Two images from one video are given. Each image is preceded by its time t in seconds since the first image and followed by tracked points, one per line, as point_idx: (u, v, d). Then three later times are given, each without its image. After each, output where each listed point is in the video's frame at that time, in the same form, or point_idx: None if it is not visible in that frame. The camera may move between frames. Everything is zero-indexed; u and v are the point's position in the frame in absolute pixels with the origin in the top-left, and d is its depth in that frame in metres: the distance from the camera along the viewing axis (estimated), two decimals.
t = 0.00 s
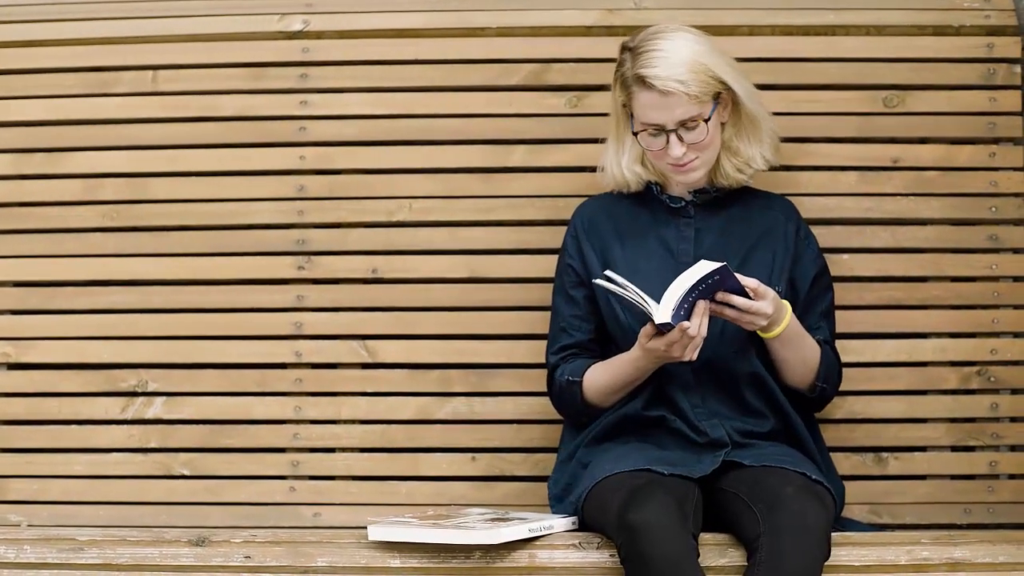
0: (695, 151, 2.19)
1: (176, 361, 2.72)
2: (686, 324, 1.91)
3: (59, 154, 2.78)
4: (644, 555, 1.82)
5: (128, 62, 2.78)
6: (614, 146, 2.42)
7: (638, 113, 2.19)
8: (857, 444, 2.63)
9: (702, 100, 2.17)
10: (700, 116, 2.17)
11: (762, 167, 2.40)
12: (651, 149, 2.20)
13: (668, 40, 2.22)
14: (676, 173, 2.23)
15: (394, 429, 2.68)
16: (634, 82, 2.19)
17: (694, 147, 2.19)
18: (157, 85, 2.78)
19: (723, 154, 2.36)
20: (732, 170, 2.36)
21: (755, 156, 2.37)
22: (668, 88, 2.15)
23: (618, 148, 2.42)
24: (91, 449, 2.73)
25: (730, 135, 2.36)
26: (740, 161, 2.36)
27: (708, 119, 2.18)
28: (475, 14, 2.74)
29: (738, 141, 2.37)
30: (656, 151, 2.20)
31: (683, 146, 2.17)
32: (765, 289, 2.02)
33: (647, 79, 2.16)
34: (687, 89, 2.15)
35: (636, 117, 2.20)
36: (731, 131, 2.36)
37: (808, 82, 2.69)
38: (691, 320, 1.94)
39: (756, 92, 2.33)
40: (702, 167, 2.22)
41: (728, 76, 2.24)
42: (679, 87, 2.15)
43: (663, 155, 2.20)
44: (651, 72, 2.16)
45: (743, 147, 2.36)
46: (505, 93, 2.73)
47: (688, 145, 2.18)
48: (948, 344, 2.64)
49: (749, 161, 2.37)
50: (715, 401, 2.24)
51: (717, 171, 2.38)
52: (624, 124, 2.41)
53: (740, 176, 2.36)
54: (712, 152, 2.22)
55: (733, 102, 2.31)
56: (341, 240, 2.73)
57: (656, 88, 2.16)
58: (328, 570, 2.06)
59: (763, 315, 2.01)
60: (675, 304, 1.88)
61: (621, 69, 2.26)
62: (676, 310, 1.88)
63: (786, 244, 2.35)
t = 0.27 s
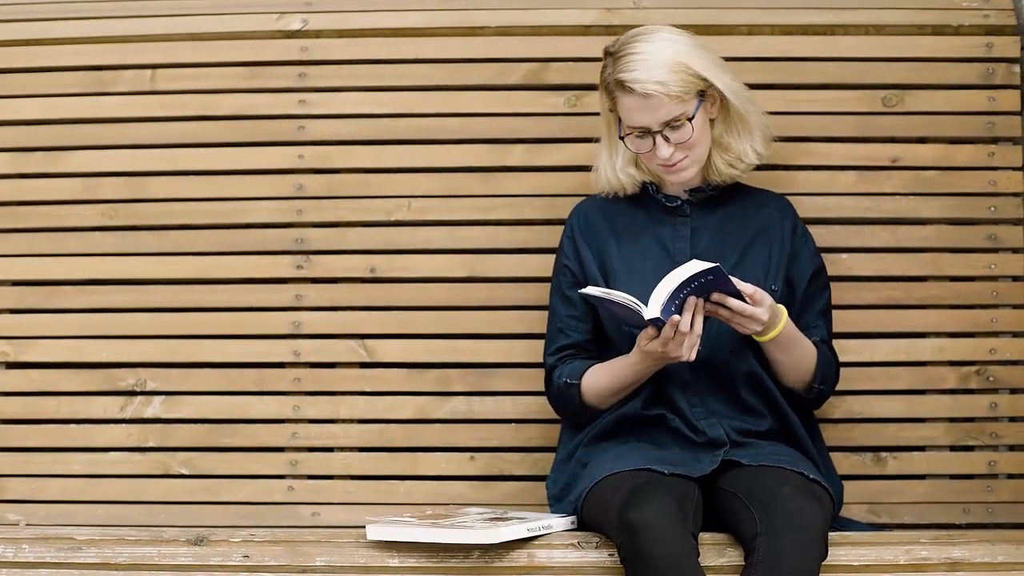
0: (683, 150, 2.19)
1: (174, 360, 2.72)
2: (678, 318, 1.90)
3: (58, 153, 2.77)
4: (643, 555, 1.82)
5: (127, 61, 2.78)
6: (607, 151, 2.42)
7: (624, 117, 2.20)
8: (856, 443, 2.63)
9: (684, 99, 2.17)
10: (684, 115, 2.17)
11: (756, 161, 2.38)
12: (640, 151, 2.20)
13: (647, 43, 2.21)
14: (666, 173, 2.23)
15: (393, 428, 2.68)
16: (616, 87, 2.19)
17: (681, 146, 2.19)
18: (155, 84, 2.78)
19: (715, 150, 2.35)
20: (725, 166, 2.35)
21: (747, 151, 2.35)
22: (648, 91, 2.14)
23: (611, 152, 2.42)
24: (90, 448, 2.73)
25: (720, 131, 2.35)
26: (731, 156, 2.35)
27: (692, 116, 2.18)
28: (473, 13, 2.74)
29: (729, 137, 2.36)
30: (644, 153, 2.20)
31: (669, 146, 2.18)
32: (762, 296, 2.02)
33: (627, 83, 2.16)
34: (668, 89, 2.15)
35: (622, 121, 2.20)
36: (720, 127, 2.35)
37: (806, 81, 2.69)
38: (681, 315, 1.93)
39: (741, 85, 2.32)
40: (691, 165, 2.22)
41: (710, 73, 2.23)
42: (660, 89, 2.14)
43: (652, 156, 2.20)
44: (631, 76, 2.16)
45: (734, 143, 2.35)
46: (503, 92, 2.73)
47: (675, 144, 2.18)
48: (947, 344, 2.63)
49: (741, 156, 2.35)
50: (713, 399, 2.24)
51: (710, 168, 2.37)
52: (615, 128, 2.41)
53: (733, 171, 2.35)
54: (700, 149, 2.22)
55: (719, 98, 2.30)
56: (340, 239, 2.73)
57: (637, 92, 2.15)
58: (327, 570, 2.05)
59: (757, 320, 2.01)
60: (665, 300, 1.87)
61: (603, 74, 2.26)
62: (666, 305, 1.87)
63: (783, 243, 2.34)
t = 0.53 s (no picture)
0: (683, 149, 2.19)
1: (177, 360, 2.72)
2: (678, 313, 1.91)
3: (60, 153, 2.77)
4: (645, 555, 1.82)
5: (129, 62, 2.78)
6: (609, 151, 2.41)
7: (624, 117, 2.20)
8: (858, 443, 2.63)
9: (684, 99, 2.17)
10: (684, 115, 2.17)
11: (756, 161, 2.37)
12: (640, 150, 2.20)
13: (647, 42, 2.21)
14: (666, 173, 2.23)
15: (396, 429, 2.68)
16: (615, 87, 2.19)
17: (681, 145, 2.19)
18: (158, 85, 2.78)
19: (715, 150, 2.34)
20: (725, 166, 2.34)
21: (747, 151, 2.35)
22: (648, 90, 2.14)
23: (612, 152, 2.41)
24: (93, 448, 2.73)
25: (721, 132, 2.34)
26: (731, 156, 2.34)
27: (692, 116, 2.18)
28: (476, 14, 2.74)
29: (729, 137, 2.35)
30: (644, 152, 2.20)
31: (669, 145, 2.17)
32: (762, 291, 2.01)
33: (627, 82, 2.16)
34: (668, 89, 2.15)
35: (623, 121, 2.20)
36: (721, 127, 2.34)
37: (809, 81, 2.69)
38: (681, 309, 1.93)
39: (742, 85, 2.31)
40: (692, 165, 2.22)
41: (710, 73, 2.22)
42: (659, 88, 2.14)
43: (652, 156, 2.20)
44: (630, 76, 2.16)
45: (734, 143, 2.34)
46: (506, 93, 2.73)
47: (675, 144, 2.18)
48: (950, 344, 2.63)
49: (741, 156, 2.35)
50: (715, 399, 2.24)
51: (711, 168, 2.36)
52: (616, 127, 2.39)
53: (733, 171, 2.34)
54: (701, 149, 2.22)
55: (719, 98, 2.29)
56: (342, 239, 2.73)
57: (637, 91, 2.15)
58: (330, 570, 2.05)
59: (756, 315, 2.01)
60: (665, 294, 1.88)
61: (603, 74, 2.26)
62: (666, 300, 1.88)
63: (785, 242, 2.34)
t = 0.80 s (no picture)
0: (687, 148, 2.19)
1: (181, 361, 2.72)
2: (680, 313, 1.92)
3: (63, 154, 2.78)
4: (649, 554, 1.82)
5: (132, 62, 2.78)
6: (612, 150, 2.41)
7: (629, 114, 2.20)
8: (862, 443, 2.63)
9: (690, 98, 2.17)
10: (689, 114, 2.17)
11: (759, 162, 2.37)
12: (644, 149, 2.20)
13: (654, 40, 2.22)
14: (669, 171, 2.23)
15: (399, 428, 2.68)
16: (621, 84, 2.19)
17: (685, 144, 2.19)
18: (161, 85, 2.78)
19: (719, 150, 2.34)
20: (728, 167, 2.34)
21: (751, 152, 2.34)
22: (653, 88, 2.14)
23: (616, 151, 2.41)
24: (96, 449, 2.73)
25: (725, 132, 2.34)
26: (735, 157, 2.34)
27: (697, 115, 2.18)
28: (479, 13, 2.74)
29: (733, 137, 2.35)
30: (648, 151, 2.20)
31: (674, 144, 2.17)
32: (762, 289, 2.03)
33: (633, 80, 2.16)
34: (674, 87, 2.15)
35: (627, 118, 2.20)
36: (726, 128, 2.34)
37: (811, 81, 2.69)
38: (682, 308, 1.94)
39: (747, 86, 2.31)
40: (695, 164, 2.22)
41: (716, 72, 2.22)
42: (665, 86, 2.14)
43: (656, 155, 2.20)
44: (637, 73, 2.16)
45: (738, 143, 2.34)
46: (508, 92, 2.73)
47: (679, 142, 2.18)
48: (953, 343, 2.63)
49: (744, 157, 2.34)
50: (719, 399, 2.24)
51: (715, 169, 2.36)
52: (620, 126, 2.39)
53: (737, 172, 2.34)
54: (704, 149, 2.22)
55: (724, 98, 2.29)
56: (346, 240, 2.73)
57: (643, 88, 2.15)
58: (334, 570, 2.05)
59: (758, 313, 2.02)
60: (667, 293, 1.89)
61: (610, 71, 2.26)
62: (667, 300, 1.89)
63: (787, 241, 2.34)
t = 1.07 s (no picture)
0: (685, 150, 2.19)
1: (181, 362, 2.72)
2: (679, 320, 1.90)
3: (63, 156, 2.78)
4: (650, 554, 1.82)
5: (133, 64, 2.78)
6: (612, 151, 2.41)
7: (627, 116, 2.20)
8: (862, 443, 2.63)
9: (688, 100, 2.17)
10: (688, 115, 2.17)
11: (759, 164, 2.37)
12: (642, 150, 2.20)
13: (652, 42, 2.22)
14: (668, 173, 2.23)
15: (400, 430, 2.68)
16: (620, 86, 2.19)
17: (684, 146, 2.19)
18: (161, 87, 2.78)
19: (718, 152, 2.34)
20: (727, 168, 2.34)
21: (750, 153, 2.34)
22: (652, 90, 2.14)
23: (615, 152, 2.41)
24: (97, 451, 2.73)
25: (724, 133, 2.34)
26: (734, 158, 2.34)
27: (696, 117, 2.18)
28: (478, 15, 2.74)
29: (732, 139, 2.35)
30: (647, 152, 2.20)
31: (672, 146, 2.18)
32: (768, 299, 2.00)
33: (631, 81, 2.16)
34: (672, 89, 2.15)
35: (626, 120, 2.20)
36: (724, 129, 2.34)
37: (811, 81, 2.69)
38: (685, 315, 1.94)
39: (746, 88, 2.31)
40: (694, 166, 2.22)
41: (714, 74, 2.23)
42: (664, 88, 2.14)
43: (654, 157, 2.20)
44: (635, 75, 2.16)
45: (737, 145, 2.34)
46: (508, 93, 2.73)
47: (677, 144, 2.18)
48: (953, 343, 2.63)
49: (744, 158, 2.34)
50: (719, 400, 2.24)
51: (714, 170, 2.36)
52: (619, 128, 2.39)
53: (736, 174, 2.34)
54: (703, 151, 2.22)
55: (722, 99, 2.29)
56: (346, 241, 2.73)
57: (641, 90, 2.15)
58: (334, 572, 2.05)
59: (760, 323, 2.01)
60: (669, 300, 1.87)
61: (608, 73, 2.26)
62: (670, 306, 1.87)
63: (787, 241, 2.34)
